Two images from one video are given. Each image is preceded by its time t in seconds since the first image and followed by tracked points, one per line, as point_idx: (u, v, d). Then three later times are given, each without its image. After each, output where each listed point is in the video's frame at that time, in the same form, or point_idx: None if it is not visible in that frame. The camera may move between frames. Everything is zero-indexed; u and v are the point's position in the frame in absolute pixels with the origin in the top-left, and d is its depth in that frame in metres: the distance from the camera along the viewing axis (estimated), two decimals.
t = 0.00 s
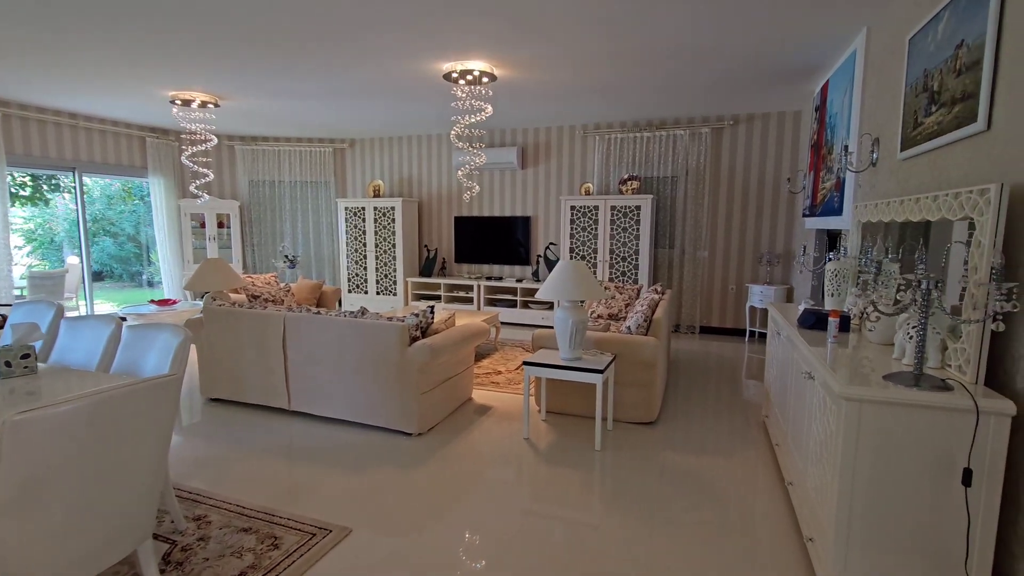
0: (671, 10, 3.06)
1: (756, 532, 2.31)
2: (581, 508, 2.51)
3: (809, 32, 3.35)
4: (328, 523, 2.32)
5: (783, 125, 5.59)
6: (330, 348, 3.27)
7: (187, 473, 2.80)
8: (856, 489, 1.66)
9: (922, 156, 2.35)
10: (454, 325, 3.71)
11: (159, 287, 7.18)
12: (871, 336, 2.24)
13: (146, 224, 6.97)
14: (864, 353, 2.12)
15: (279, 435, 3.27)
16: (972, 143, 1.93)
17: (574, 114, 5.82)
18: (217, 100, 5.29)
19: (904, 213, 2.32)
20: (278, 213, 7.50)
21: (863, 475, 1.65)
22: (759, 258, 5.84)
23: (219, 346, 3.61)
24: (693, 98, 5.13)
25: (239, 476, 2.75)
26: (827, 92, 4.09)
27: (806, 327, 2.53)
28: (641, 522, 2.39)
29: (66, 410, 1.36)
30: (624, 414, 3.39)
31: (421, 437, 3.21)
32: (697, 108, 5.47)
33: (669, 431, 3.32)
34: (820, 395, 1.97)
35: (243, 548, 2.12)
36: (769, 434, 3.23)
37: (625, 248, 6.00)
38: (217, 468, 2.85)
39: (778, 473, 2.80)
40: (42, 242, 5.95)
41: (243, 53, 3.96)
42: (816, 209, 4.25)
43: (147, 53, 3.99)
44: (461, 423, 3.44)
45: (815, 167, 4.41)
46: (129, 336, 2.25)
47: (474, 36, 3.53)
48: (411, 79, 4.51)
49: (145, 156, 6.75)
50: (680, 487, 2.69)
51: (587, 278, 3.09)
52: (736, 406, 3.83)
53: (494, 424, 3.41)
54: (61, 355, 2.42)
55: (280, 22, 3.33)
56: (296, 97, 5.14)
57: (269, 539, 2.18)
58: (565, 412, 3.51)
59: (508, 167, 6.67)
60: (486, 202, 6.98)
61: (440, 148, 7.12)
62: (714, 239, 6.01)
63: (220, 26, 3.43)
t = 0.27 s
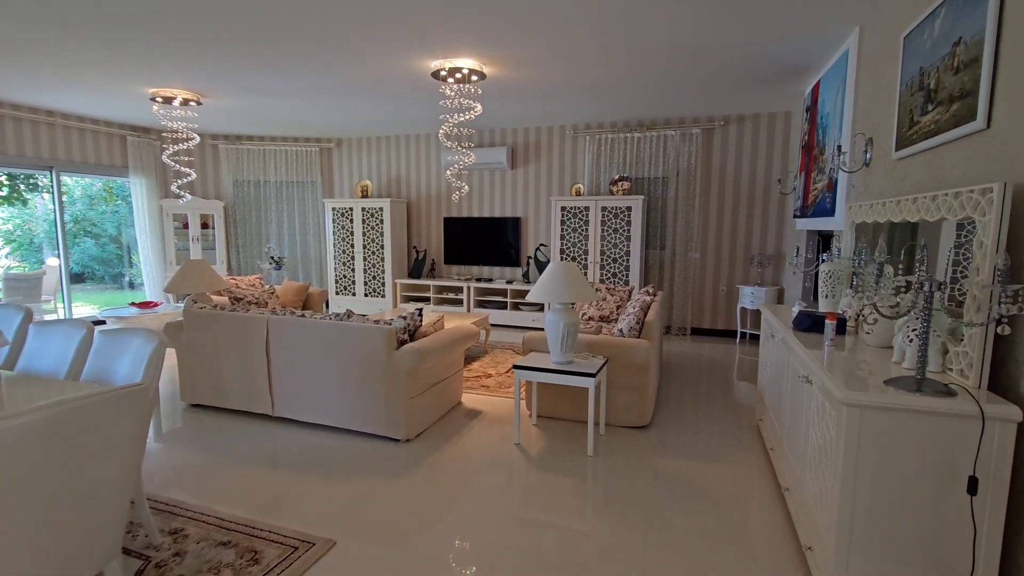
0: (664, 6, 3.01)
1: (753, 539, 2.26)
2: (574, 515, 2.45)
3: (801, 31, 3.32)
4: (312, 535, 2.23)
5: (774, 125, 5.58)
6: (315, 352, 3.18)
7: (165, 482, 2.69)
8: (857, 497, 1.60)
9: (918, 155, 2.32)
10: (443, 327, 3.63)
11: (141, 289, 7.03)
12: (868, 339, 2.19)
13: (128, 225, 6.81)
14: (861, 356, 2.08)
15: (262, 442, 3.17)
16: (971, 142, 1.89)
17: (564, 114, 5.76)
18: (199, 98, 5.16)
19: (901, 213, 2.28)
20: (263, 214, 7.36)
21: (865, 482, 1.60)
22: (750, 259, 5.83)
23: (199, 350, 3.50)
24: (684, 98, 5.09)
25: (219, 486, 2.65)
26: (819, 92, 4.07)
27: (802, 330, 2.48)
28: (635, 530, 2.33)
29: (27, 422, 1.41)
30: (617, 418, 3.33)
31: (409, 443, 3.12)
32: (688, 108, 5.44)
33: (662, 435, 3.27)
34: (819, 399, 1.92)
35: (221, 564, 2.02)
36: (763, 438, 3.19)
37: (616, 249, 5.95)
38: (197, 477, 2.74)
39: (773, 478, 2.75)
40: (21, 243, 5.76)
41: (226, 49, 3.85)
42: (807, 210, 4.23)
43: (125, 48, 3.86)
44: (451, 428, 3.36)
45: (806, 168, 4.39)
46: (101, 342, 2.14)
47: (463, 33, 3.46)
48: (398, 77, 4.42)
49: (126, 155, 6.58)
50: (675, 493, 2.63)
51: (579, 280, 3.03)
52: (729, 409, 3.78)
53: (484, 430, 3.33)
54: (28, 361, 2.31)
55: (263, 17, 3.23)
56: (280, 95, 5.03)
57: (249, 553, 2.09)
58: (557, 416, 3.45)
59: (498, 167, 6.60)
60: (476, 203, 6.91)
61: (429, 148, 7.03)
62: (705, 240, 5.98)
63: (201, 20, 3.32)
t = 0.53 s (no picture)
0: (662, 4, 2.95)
1: (756, 551, 2.19)
2: (571, 527, 2.37)
3: (800, 30, 3.27)
4: (298, 551, 2.13)
5: (769, 126, 5.54)
6: (304, 358, 3.08)
7: (145, 496, 2.57)
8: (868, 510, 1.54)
9: (922, 155, 2.27)
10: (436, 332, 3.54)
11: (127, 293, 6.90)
12: (874, 344, 2.13)
13: (115, 226, 6.72)
14: (866, 362, 2.02)
15: (249, 451, 3.06)
16: (980, 141, 1.84)
17: (559, 114, 5.69)
18: (185, 97, 5.04)
19: (906, 215, 2.22)
20: (252, 215, 7.23)
21: (877, 496, 1.53)
22: (746, 261, 5.78)
23: (184, 356, 3.39)
24: (679, 98, 5.04)
25: (202, 499, 2.54)
26: (816, 92, 4.02)
27: (804, 335, 2.42)
28: (635, 542, 2.25)
29: None
30: (614, 424, 3.25)
31: (401, 451, 3.03)
32: (683, 108, 5.39)
33: (661, 442, 3.19)
34: (825, 408, 1.85)
35: None
36: (764, 444, 3.12)
37: (610, 251, 5.89)
38: (179, 489, 2.64)
39: (775, 486, 2.69)
40: (6, 245, 5.70)
41: (212, 46, 3.75)
42: (805, 212, 4.18)
43: (106, 45, 3.74)
44: (444, 435, 3.27)
45: (803, 168, 4.35)
46: (75, 350, 2.04)
47: (456, 30, 3.38)
48: (390, 75, 4.33)
49: (111, 155, 6.44)
50: (675, 503, 2.56)
51: (575, 283, 2.96)
52: (727, 415, 3.72)
53: (478, 437, 3.25)
54: None
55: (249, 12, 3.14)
56: (268, 94, 4.93)
57: (232, 572, 1.99)
58: (553, 423, 3.37)
59: (491, 168, 6.53)
60: (469, 204, 6.82)
61: (421, 149, 6.94)
62: (700, 241, 5.94)
63: (184, 16, 3.22)
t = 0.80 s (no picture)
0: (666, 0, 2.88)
1: (765, 564, 2.12)
2: (573, 538, 2.29)
3: (806, 28, 3.21)
4: (291, 565, 2.06)
5: (771, 126, 5.48)
6: (299, 362, 3.01)
7: (134, 505, 2.50)
8: (887, 526, 1.47)
9: (935, 155, 2.20)
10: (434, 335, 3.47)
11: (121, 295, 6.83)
12: (886, 350, 2.07)
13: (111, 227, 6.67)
14: (879, 368, 1.96)
15: (242, 458, 2.99)
16: (998, 140, 1.77)
17: (559, 114, 5.63)
18: (180, 96, 4.97)
19: (918, 216, 2.16)
20: (249, 217, 7.16)
21: (896, 510, 1.46)
22: (748, 262, 5.72)
23: (176, 360, 3.31)
24: (681, 98, 4.98)
25: (192, 509, 2.47)
26: (821, 91, 3.96)
27: (813, 339, 2.35)
28: (639, 553, 2.19)
29: None
30: (616, 430, 3.18)
31: (398, 458, 2.96)
32: (685, 108, 5.33)
33: (664, 448, 3.13)
34: (839, 416, 1.79)
35: None
36: (770, 451, 3.05)
37: (611, 252, 5.82)
38: (169, 498, 2.56)
39: (782, 495, 2.62)
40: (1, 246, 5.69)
41: (206, 44, 3.67)
42: (809, 213, 4.12)
43: (99, 43, 3.67)
44: (442, 441, 3.20)
45: (807, 169, 4.28)
46: (59, 357, 1.96)
47: (455, 28, 3.31)
48: (388, 74, 4.26)
49: (105, 155, 6.36)
50: (679, 512, 2.49)
51: (576, 286, 2.89)
52: (731, 420, 3.65)
53: (477, 443, 3.18)
54: None
55: (244, 9, 3.07)
56: (263, 93, 4.85)
57: None
58: (553, 428, 3.30)
59: (491, 168, 6.46)
60: (468, 205, 6.76)
61: (419, 149, 6.87)
62: (702, 242, 5.87)
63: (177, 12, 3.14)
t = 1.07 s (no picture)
0: None
1: None
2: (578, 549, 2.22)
3: (818, 24, 3.12)
4: None
5: (781, 125, 5.39)
6: (298, 366, 2.95)
7: (128, 512, 2.44)
8: (912, 545, 1.39)
9: (957, 153, 2.11)
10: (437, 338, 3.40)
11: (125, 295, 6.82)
12: (907, 356, 1.98)
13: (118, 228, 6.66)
14: (899, 376, 1.87)
15: (239, 463, 2.93)
16: None
17: (565, 113, 5.56)
18: (182, 95, 4.93)
19: (940, 217, 2.07)
20: (253, 217, 7.13)
21: (921, 528, 1.38)
22: (756, 264, 5.62)
23: (175, 362, 3.26)
24: (689, 97, 4.89)
25: (187, 515, 2.41)
26: (833, 89, 3.86)
27: (828, 344, 2.26)
28: (646, 566, 2.10)
29: None
30: (623, 436, 3.10)
31: (398, 464, 2.89)
32: (693, 107, 5.25)
33: (671, 456, 3.04)
34: (858, 426, 1.70)
35: None
36: (781, 459, 2.96)
37: (617, 253, 5.74)
38: (164, 504, 2.51)
39: (795, 505, 2.53)
40: (10, 247, 5.72)
41: (207, 43, 3.63)
42: (821, 213, 4.03)
43: (99, 42, 3.63)
44: (444, 446, 3.13)
45: (819, 169, 4.19)
46: (48, 361, 1.91)
47: (458, 26, 3.24)
48: (391, 73, 4.20)
49: (109, 156, 6.34)
50: (688, 522, 2.41)
51: (582, 288, 2.81)
52: (740, 426, 3.56)
53: (480, 448, 3.10)
54: None
55: (243, 6, 3.01)
56: (266, 92, 4.80)
57: None
58: (558, 434, 3.22)
59: (495, 168, 6.39)
60: (472, 206, 6.69)
61: (423, 149, 6.82)
62: (710, 244, 5.78)
63: (176, 10, 3.09)
